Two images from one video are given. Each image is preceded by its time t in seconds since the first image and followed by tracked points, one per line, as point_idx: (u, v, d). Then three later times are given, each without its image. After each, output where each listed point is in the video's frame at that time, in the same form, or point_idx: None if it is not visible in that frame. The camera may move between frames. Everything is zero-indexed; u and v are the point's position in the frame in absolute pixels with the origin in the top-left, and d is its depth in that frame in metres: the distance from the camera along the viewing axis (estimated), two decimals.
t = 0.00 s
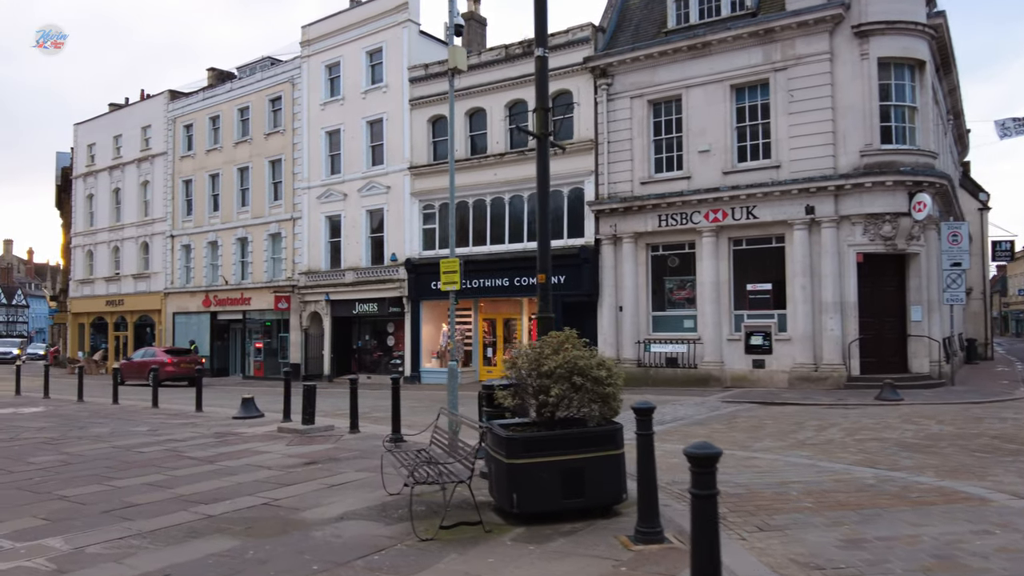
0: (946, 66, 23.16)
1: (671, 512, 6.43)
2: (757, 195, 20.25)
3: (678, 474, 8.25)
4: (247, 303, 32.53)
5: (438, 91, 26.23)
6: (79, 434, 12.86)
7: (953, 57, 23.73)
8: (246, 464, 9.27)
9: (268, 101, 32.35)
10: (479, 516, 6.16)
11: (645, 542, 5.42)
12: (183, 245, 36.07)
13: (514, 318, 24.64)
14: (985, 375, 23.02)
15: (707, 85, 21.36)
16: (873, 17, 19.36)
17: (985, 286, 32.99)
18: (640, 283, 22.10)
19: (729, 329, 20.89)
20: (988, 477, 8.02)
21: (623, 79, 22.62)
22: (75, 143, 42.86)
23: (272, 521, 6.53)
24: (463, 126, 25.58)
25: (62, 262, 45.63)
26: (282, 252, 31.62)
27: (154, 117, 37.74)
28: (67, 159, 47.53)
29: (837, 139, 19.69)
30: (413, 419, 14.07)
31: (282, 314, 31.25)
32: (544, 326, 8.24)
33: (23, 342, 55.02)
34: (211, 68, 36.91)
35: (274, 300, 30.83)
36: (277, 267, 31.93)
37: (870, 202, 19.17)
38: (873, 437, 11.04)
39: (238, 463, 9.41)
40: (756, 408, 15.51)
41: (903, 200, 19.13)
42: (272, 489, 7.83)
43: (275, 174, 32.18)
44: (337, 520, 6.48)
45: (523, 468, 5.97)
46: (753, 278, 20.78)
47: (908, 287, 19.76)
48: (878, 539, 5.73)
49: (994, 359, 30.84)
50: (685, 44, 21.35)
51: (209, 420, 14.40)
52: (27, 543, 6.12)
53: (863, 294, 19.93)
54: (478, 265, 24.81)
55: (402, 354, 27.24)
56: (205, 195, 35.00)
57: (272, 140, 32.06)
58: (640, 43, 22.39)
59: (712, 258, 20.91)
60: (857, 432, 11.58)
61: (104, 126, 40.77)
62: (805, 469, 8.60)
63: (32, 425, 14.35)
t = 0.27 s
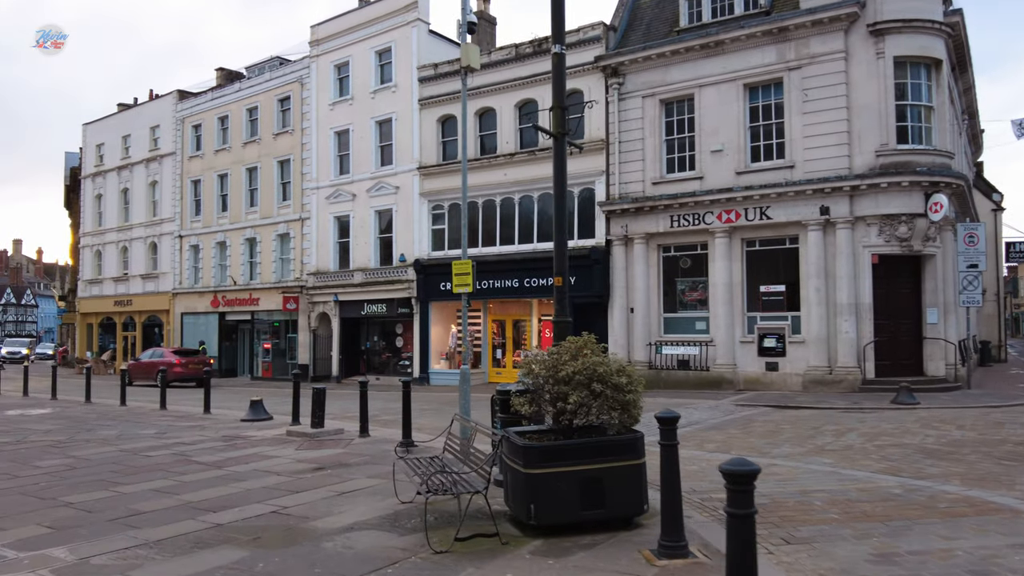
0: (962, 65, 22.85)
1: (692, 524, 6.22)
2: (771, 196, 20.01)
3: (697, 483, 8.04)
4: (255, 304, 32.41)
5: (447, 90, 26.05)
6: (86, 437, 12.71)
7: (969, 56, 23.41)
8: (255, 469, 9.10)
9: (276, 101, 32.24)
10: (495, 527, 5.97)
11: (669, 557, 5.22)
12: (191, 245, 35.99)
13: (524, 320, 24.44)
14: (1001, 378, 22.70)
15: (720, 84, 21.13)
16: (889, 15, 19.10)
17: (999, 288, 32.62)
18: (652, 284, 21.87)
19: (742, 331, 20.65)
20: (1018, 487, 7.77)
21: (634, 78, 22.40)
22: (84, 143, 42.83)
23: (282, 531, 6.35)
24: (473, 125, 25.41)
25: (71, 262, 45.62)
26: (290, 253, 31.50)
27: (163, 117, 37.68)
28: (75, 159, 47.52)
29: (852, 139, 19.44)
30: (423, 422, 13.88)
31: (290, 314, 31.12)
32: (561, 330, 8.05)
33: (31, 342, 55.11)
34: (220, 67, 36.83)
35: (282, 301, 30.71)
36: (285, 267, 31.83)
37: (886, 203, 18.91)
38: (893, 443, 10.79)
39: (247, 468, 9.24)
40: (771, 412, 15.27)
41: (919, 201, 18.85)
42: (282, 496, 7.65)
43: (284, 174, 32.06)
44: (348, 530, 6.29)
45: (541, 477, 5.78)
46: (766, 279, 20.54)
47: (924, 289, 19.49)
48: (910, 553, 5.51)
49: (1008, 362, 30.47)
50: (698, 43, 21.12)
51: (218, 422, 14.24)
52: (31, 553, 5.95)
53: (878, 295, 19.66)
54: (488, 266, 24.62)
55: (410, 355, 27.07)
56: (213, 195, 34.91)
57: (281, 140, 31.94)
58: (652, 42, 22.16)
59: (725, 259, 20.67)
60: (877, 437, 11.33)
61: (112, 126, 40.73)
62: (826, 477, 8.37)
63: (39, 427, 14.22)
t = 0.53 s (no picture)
0: (971, 61, 22.59)
1: (710, 528, 5.99)
2: (779, 193, 19.77)
3: (711, 485, 7.80)
4: (257, 303, 32.22)
5: (451, 88, 25.84)
6: (85, 437, 12.50)
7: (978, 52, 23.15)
8: (256, 471, 8.88)
9: (279, 99, 32.04)
10: (505, 532, 5.74)
11: (687, 563, 5.00)
12: (193, 245, 35.81)
13: (528, 319, 24.22)
14: (1011, 378, 22.43)
15: (727, 81, 20.90)
16: (899, 11, 18.88)
17: (1007, 288, 32.33)
18: (658, 283, 21.64)
19: (750, 331, 20.40)
20: None
21: (640, 75, 22.18)
22: (86, 142, 42.68)
23: (284, 536, 6.13)
24: (476, 123, 25.21)
25: (73, 262, 45.47)
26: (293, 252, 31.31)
27: (165, 116, 37.51)
28: (77, 159, 47.38)
29: (861, 136, 19.20)
30: (428, 422, 13.66)
31: (293, 314, 30.92)
32: (572, 328, 7.83)
33: (33, 342, 55.01)
34: (222, 66, 36.66)
35: (285, 301, 30.51)
36: (288, 267, 31.63)
37: (896, 201, 18.67)
38: (909, 443, 10.55)
39: (248, 470, 9.02)
40: (781, 412, 15.03)
41: (930, 198, 18.60)
42: (284, 499, 7.44)
43: (287, 174, 31.87)
44: (352, 534, 6.07)
45: (553, 480, 5.55)
46: (774, 278, 20.30)
47: (934, 288, 19.25)
48: (939, 559, 5.27)
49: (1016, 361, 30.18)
50: (704, 39, 20.90)
51: (219, 422, 14.03)
52: (23, 558, 5.74)
53: (888, 294, 19.41)
54: (492, 265, 24.40)
55: (414, 355, 26.86)
56: (215, 194, 34.73)
57: (283, 139, 31.75)
58: (658, 38, 21.94)
59: (733, 258, 20.43)
60: (891, 438, 11.09)
61: (114, 126, 40.57)
62: (844, 479, 8.14)
63: (39, 427, 14.03)
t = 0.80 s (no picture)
0: (980, 56, 22.29)
1: (728, 538, 5.74)
2: (786, 190, 19.51)
3: (725, 491, 7.54)
4: (258, 303, 31.98)
5: (453, 85, 25.59)
6: (83, 440, 12.26)
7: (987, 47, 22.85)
8: (256, 475, 8.63)
9: (280, 97, 31.80)
10: (515, 542, 5.49)
11: None
12: (194, 244, 35.58)
13: (532, 318, 23.97)
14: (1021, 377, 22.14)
15: (733, 77, 20.64)
16: (908, 5, 18.60)
17: (1014, 286, 32.03)
18: (663, 282, 21.38)
19: (757, 330, 20.13)
20: None
21: (645, 71, 21.90)
22: (86, 141, 42.45)
23: (284, 545, 5.87)
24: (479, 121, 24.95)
25: (73, 262, 45.25)
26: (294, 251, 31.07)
27: (165, 114, 37.27)
28: (78, 159, 47.15)
29: (870, 132, 18.94)
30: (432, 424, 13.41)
31: (294, 314, 30.68)
32: (583, 328, 7.59)
33: (35, 342, 54.84)
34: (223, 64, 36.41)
35: (286, 300, 30.28)
36: (289, 266, 31.39)
37: (905, 198, 18.41)
38: (926, 446, 10.28)
39: (248, 474, 8.77)
40: (791, 413, 14.76)
41: (940, 195, 18.33)
42: (284, 505, 7.18)
43: (287, 172, 31.62)
44: (355, 544, 5.82)
45: (565, 488, 5.29)
46: (781, 276, 20.04)
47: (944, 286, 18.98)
48: (972, 571, 5.01)
49: None
50: (710, 34, 20.64)
51: (219, 424, 13.78)
52: (12, 570, 5.49)
53: (897, 293, 19.14)
54: (495, 264, 24.15)
55: (416, 355, 26.63)
56: (216, 193, 34.50)
57: (284, 137, 31.51)
58: (663, 34, 21.68)
59: (739, 256, 20.16)
60: (906, 440, 10.83)
61: (114, 125, 40.33)
62: (862, 484, 7.88)
63: (36, 429, 13.80)
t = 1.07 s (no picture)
0: (991, 52, 22.01)
1: (750, 549, 5.51)
2: (796, 188, 19.24)
3: (743, 498, 7.31)
4: (262, 303, 31.78)
5: (457, 83, 25.36)
6: (82, 442, 12.06)
7: (998, 43, 22.56)
8: (259, 480, 8.42)
9: (283, 96, 31.59)
10: (529, 554, 5.25)
11: None
12: (196, 244, 35.40)
13: (537, 318, 23.75)
14: None
15: (741, 73, 20.39)
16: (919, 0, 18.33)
17: None
18: (670, 281, 21.14)
19: (765, 330, 19.89)
20: None
21: (652, 68, 21.65)
22: (88, 140, 42.28)
23: (288, 555, 5.66)
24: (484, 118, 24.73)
25: (76, 261, 45.09)
26: (297, 250, 30.87)
27: (168, 113, 37.07)
28: (80, 157, 46.97)
29: (880, 129, 18.67)
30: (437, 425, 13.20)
31: (297, 313, 30.49)
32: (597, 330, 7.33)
33: (37, 342, 54.74)
34: (225, 62, 36.22)
35: (289, 300, 30.09)
36: (292, 266, 31.19)
37: (917, 196, 18.15)
38: (944, 449, 10.04)
39: (250, 479, 8.55)
40: (803, 414, 14.53)
41: (951, 193, 18.08)
42: (288, 512, 6.96)
43: (291, 171, 31.41)
44: (362, 554, 5.60)
45: (582, 498, 5.06)
46: (791, 275, 19.79)
47: (955, 285, 18.73)
48: None
49: None
50: (718, 30, 20.39)
51: (222, 426, 13.58)
52: None
53: (908, 292, 18.89)
54: (500, 263, 23.93)
55: (420, 355, 26.43)
56: (218, 192, 34.30)
57: (287, 135, 31.30)
58: (670, 30, 21.43)
59: (748, 255, 19.92)
60: (924, 443, 10.58)
61: (117, 123, 40.15)
62: (883, 490, 7.64)
63: (36, 431, 13.60)
